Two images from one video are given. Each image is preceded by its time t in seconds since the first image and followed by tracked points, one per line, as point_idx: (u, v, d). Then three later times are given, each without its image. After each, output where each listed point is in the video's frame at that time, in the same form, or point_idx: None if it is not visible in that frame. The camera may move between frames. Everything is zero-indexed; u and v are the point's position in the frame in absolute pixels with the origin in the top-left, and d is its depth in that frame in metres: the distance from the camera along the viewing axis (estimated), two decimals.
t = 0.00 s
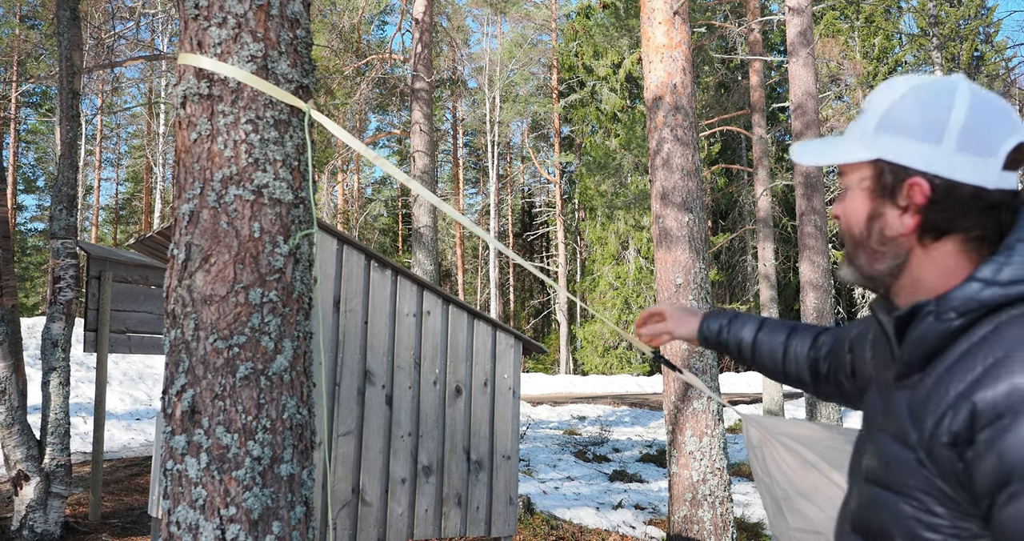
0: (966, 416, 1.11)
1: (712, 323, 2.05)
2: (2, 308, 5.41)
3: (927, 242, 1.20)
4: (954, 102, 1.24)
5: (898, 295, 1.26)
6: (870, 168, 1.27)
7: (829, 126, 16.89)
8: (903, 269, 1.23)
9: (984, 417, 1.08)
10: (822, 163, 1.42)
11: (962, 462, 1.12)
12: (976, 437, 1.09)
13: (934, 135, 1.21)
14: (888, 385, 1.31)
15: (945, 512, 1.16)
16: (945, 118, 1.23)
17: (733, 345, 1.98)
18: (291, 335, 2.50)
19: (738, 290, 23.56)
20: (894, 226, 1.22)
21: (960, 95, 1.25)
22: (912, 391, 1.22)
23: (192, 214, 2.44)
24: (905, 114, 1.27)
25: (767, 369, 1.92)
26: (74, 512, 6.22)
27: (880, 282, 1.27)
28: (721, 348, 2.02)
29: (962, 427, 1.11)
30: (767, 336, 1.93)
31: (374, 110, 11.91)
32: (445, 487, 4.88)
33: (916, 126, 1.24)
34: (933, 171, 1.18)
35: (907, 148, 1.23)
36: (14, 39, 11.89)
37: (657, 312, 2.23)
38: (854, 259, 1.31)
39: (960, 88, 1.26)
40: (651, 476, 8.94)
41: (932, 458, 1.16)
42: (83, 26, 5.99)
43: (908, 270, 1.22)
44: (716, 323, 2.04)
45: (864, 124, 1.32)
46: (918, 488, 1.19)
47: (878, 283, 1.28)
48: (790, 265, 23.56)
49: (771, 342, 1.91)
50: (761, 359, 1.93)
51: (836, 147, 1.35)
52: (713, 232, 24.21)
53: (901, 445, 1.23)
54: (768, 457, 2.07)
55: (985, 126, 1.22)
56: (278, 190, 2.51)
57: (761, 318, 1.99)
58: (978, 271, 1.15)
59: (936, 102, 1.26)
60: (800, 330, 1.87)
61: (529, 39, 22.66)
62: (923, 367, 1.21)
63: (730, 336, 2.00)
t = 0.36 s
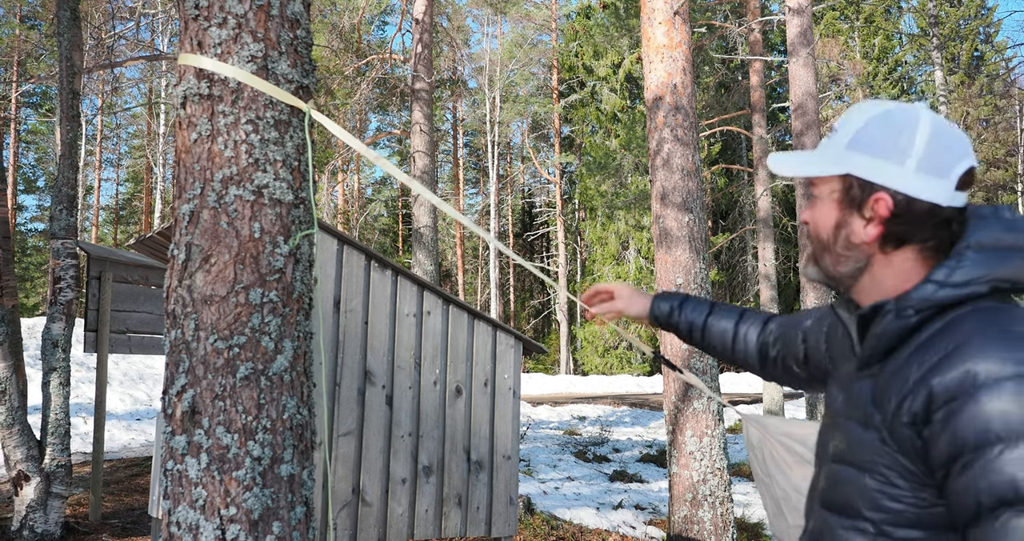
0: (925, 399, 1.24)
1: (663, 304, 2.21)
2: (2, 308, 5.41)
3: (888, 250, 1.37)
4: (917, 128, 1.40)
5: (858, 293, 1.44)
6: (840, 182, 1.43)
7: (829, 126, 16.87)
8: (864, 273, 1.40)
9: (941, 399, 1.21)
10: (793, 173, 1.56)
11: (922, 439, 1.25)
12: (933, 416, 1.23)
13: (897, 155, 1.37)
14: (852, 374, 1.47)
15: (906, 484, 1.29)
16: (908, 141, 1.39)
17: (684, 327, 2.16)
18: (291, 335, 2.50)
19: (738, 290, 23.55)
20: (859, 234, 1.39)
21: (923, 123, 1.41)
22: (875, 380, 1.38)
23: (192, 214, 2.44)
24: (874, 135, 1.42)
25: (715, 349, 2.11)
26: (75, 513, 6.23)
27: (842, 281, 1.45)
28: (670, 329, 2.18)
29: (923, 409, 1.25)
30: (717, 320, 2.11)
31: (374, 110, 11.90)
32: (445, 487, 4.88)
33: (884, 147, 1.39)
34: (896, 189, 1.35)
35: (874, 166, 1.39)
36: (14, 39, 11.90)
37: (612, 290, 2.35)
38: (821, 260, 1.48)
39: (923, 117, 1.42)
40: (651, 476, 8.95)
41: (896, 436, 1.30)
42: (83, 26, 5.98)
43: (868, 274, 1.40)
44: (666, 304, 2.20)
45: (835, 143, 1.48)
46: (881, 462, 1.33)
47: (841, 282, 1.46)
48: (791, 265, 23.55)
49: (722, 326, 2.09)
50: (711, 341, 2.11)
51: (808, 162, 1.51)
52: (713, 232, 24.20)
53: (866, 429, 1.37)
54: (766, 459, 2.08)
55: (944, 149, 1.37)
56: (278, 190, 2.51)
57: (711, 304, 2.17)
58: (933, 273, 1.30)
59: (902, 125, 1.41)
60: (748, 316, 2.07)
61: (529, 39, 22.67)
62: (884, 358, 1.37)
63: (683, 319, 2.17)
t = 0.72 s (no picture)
0: (939, 385, 1.25)
1: (608, 240, 2.17)
2: (2, 308, 5.42)
3: (885, 251, 1.40)
4: (915, 137, 1.43)
5: (853, 292, 1.47)
6: (840, 186, 1.46)
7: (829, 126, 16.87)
8: (860, 272, 1.43)
9: (954, 386, 1.23)
10: (794, 173, 1.58)
11: (932, 423, 1.26)
12: (946, 403, 1.24)
13: (895, 162, 1.40)
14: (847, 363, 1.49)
15: (910, 466, 1.30)
16: (907, 147, 1.41)
17: (626, 265, 2.16)
18: (291, 335, 2.50)
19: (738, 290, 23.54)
20: (858, 236, 1.42)
21: (921, 132, 1.44)
22: (869, 368, 1.41)
23: (192, 214, 2.44)
24: (875, 140, 1.44)
25: (654, 293, 2.17)
26: (75, 513, 6.23)
27: (837, 279, 1.47)
28: (611, 265, 2.18)
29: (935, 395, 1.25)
30: (660, 267, 2.15)
31: (374, 110, 11.89)
32: (445, 487, 4.88)
33: (886, 153, 1.42)
34: (895, 193, 1.38)
35: (874, 172, 1.41)
36: (15, 38, 11.92)
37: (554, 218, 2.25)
38: (818, 259, 1.51)
39: (918, 125, 1.46)
40: (651, 476, 8.95)
41: (905, 421, 1.31)
42: (83, 26, 5.98)
43: (865, 274, 1.43)
44: (611, 241, 2.16)
45: (835, 148, 1.50)
46: (887, 447, 1.33)
47: (835, 281, 1.49)
48: (791, 265, 23.55)
49: (664, 274, 2.14)
50: (652, 286, 2.16)
51: (809, 166, 1.53)
52: (713, 232, 24.20)
53: (870, 413, 1.37)
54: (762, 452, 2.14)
55: (941, 157, 1.40)
56: (278, 190, 2.51)
57: (653, 245, 2.19)
58: (939, 270, 1.32)
59: (899, 132, 1.44)
60: (692, 266, 2.14)
61: (529, 39, 22.68)
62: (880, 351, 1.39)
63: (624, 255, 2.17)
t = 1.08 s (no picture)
0: (950, 392, 1.25)
1: (583, 202, 2.19)
2: (2, 309, 5.42)
3: (880, 254, 1.42)
4: (912, 140, 1.44)
5: (846, 294, 1.48)
6: (836, 188, 1.46)
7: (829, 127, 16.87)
8: (856, 274, 1.44)
9: (965, 395, 1.22)
10: (789, 174, 1.58)
11: (939, 431, 1.26)
12: (955, 411, 1.24)
13: (893, 165, 1.41)
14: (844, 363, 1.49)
15: (913, 473, 1.30)
16: (904, 152, 1.42)
17: (599, 228, 2.18)
18: (291, 336, 2.50)
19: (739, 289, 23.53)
20: (855, 239, 1.43)
21: (918, 136, 1.45)
22: (867, 369, 1.41)
23: (192, 214, 2.44)
24: (871, 143, 1.45)
25: (626, 259, 2.19)
26: (76, 513, 6.23)
27: (831, 282, 1.48)
28: (584, 227, 2.20)
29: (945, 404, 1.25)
30: (635, 234, 2.17)
31: (375, 111, 11.89)
32: (445, 487, 4.88)
33: (883, 156, 1.43)
34: (892, 198, 1.39)
35: (871, 175, 1.42)
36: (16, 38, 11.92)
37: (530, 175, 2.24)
38: (813, 261, 1.51)
39: (915, 129, 1.46)
40: (651, 476, 8.95)
41: (911, 428, 1.30)
42: (83, 27, 5.98)
43: (859, 277, 1.44)
44: (585, 202, 2.18)
45: (834, 148, 1.50)
46: (889, 452, 1.33)
47: (829, 282, 1.49)
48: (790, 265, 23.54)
49: (638, 242, 2.16)
50: (624, 252, 2.18)
51: (805, 167, 1.53)
52: (713, 232, 24.20)
53: (872, 418, 1.37)
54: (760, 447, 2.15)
55: (937, 162, 1.42)
56: (279, 190, 2.51)
57: (629, 211, 2.19)
58: (947, 276, 1.33)
59: (896, 134, 1.46)
60: (666, 238, 2.16)
61: (529, 39, 22.69)
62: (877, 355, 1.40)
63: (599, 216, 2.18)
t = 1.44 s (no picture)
0: (939, 396, 1.25)
1: (581, 199, 2.19)
2: (2, 309, 5.42)
3: (866, 254, 1.42)
4: (898, 137, 1.43)
5: (835, 293, 1.48)
6: (822, 189, 1.46)
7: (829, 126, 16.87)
8: (843, 274, 1.44)
9: (954, 399, 1.23)
10: (775, 174, 1.58)
11: (927, 434, 1.26)
12: (944, 414, 1.24)
13: (878, 164, 1.41)
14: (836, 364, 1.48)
15: (901, 475, 1.30)
16: (889, 149, 1.42)
17: (596, 226, 2.18)
18: (291, 336, 2.50)
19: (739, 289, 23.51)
20: (840, 240, 1.43)
21: (903, 132, 1.44)
22: (857, 370, 1.41)
23: (192, 214, 2.44)
24: (855, 142, 1.45)
25: (623, 256, 2.19)
26: (76, 513, 6.23)
27: (820, 283, 1.48)
28: (581, 224, 2.20)
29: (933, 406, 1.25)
30: (631, 231, 2.17)
31: (375, 111, 11.89)
32: (445, 487, 4.88)
33: (868, 154, 1.42)
34: (877, 198, 1.39)
35: (856, 175, 1.42)
36: (16, 38, 11.91)
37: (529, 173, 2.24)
38: (801, 262, 1.51)
39: (901, 126, 1.46)
40: (652, 476, 8.95)
41: (898, 430, 1.30)
42: (83, 27, 5.98)
43: (847, 276, 1.44)
44: (583, 200, 2.19)
45: (820, 148, 1.50)
46: (877, 454, 1.33)
47: (817, 283, 1.50)
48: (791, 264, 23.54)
49: (635, 238, 2.16)
50: (621, 249, 2.18)
51: (793, 167, 1.53)
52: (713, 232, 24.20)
53: (860, 420, 1.37)
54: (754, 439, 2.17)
55: (922, 159, 1.41)
56: (279, 191, 2.51)
57: (627, 207, 2.19)
58: (937, 277, 1.33)
59: (881, 132, 1.45)
60: (664, 235, 2.16)
61: (529, 39, 22.69)
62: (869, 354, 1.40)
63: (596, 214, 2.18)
